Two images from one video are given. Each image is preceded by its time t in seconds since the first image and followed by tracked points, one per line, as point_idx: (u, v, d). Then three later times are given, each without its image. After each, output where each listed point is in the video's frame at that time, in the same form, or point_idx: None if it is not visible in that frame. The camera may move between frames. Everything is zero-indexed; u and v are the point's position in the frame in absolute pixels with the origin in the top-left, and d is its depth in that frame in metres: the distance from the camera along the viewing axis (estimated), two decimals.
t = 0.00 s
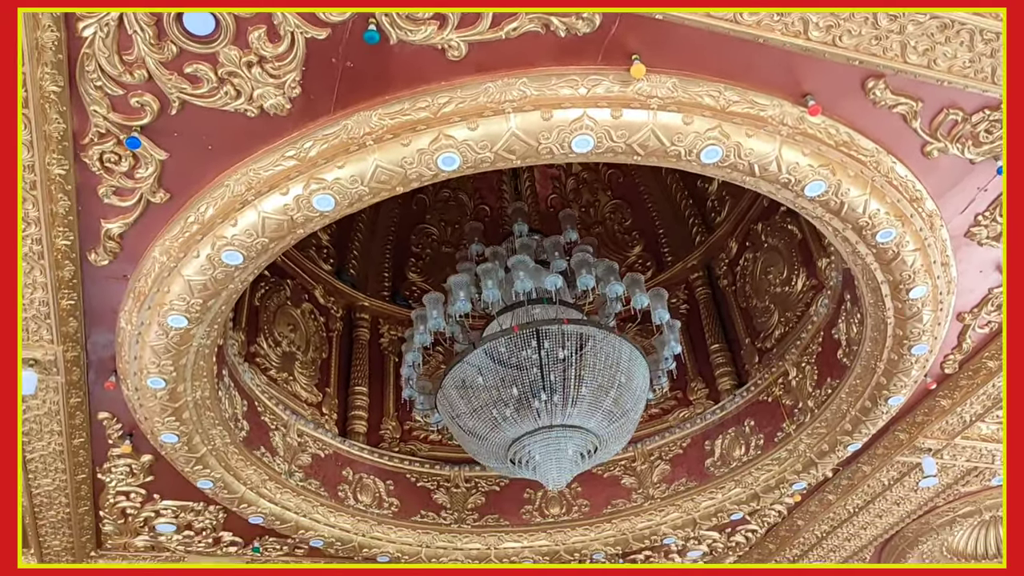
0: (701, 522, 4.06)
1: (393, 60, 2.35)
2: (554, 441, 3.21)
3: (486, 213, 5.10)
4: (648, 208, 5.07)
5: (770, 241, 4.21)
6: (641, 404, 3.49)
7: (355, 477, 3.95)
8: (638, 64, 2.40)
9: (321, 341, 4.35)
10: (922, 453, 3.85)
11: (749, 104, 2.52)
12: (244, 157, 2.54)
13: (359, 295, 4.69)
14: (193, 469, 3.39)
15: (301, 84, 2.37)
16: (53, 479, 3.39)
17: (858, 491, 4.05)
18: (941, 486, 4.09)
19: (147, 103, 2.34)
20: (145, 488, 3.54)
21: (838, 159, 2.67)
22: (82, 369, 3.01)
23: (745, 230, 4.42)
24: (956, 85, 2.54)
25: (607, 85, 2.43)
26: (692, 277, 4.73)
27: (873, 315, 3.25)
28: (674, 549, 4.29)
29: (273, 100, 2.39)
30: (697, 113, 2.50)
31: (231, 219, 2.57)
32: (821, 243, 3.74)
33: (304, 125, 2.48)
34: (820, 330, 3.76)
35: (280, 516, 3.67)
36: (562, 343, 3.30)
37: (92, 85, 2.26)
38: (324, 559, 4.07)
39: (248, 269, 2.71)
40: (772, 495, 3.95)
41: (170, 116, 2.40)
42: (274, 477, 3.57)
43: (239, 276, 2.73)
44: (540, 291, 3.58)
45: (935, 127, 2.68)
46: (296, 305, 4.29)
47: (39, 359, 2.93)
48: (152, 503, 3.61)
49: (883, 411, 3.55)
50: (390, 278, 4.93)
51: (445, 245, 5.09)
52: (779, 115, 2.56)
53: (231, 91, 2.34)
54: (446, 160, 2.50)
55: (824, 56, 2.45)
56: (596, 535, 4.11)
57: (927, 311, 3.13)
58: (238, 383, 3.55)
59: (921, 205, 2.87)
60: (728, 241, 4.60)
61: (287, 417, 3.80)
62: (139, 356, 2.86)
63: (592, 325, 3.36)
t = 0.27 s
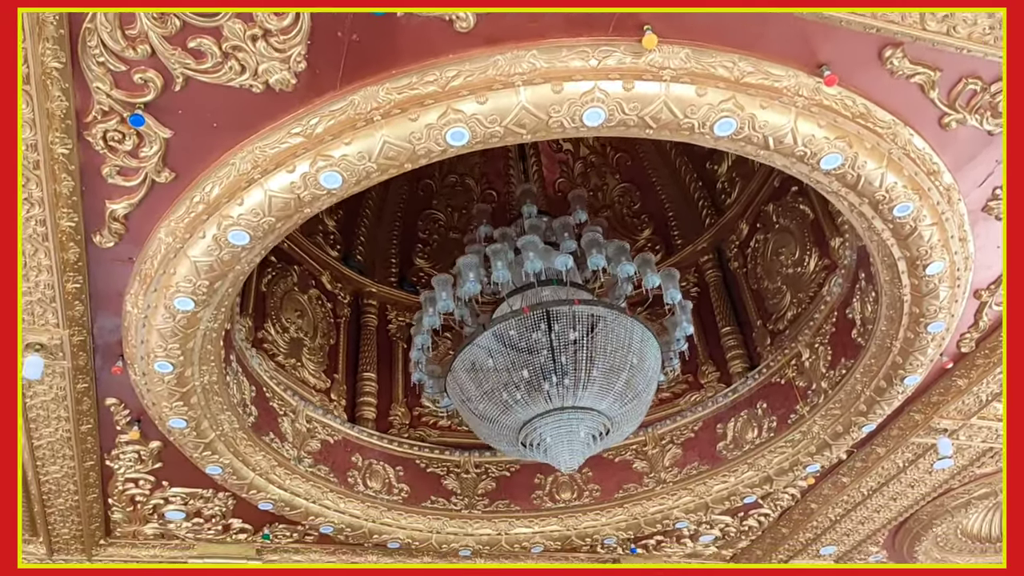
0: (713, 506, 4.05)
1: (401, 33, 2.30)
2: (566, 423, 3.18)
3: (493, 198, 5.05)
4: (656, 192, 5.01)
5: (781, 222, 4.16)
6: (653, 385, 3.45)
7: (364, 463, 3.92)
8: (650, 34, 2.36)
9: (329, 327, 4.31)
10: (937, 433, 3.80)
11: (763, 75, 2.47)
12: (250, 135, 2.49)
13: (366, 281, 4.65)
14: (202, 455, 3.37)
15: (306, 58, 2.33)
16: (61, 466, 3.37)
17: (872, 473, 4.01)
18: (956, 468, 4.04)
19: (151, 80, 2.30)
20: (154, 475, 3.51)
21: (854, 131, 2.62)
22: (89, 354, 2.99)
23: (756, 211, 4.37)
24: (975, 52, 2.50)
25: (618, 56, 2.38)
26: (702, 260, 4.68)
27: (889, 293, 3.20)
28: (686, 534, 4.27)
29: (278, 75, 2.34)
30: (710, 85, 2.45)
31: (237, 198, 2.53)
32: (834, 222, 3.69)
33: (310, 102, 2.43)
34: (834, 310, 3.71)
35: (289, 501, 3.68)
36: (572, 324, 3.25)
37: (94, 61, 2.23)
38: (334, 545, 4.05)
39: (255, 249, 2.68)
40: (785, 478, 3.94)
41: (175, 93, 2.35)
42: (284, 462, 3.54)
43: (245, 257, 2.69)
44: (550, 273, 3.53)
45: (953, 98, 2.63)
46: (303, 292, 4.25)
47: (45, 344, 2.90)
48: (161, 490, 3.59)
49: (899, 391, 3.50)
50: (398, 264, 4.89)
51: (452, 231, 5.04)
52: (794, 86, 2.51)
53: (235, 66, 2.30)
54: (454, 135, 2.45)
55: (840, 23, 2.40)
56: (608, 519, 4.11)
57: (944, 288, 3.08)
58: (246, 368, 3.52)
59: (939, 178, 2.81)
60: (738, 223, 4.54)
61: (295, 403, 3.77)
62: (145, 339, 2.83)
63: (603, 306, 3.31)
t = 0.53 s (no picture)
0: (735, 476, 4.02)
1: None
2: (585, 391, 3.13)
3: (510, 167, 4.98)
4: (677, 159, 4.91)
5: (804, 187, 4.06)
6: (673, 352, 3.39)
7: (383, 434, 3.90)
8: None
9: (346, 298, 4.28)
10: (965, 401, 3.72)
11: (790, 27, 2.38)
12: (262, 96, 2.44)
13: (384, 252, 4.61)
14: (221, 425, 3.36)
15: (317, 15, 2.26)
16: (81, 436, 3.37)
17: (897, 443, 3.94)
18: (984, 437, 3.96)
19: (160, 39, 2.25)
20: (173, 445, 3.52)
21: (884, 86, 2.53)
22: (105, 323, 2.97)
23: (779, 177, 4.26)
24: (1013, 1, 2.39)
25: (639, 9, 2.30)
26: (723, 228, 4.60)
27: (917, 257, 3.11)
28: (707, 505, 4.26)
29: (289, 33, 2.28)
30: (735, 38, 2.36)
31: (250, 161, 2.48)
32: (860, 186, 3.59)
33: (323, 61, 2.37)
34: (860, 276, 3.62)
35: (309, 471, 3.68)
36: (593, 292, 3.18)
37: (102, 19, 2.17)
38: (354, 516, 4.10)
39: (269, 214, 2.64)
40: (808, 447, 3.89)
41: (185, 53, 2.30)
42: (302, 432, 3.54)
43: (260, 222, 2.66)
44: (569, 239, 3.47)
45: (988, 50, 2.53)
46: (319, 262, 4.22)
47: (61, 312, 2.88)
48: (181, 461, 3.60)
49: (926, 357, 3.43)
50: (414, 236, 4.84)
51: (469, 201, 4.98)
52: (822, 39, 2.42)
53: (245, 24, 2.24)
54: (470, 93, 2.39)
55: None
56: (628, 489, 4.09)
57: (975, 250, 2.99)
58: (264, 338, 3.49)
59: (973, 135, 2.71)
60: (760, 190, 4.44)
61: (313, 373, 3.74)
62: (162, 307, 2.81)
63: (623, 273, 3.24)
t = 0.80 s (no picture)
0: (748, 445, 3.97)
1: None
2: (598, 355, 3.10)
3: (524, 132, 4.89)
4: (694, 125, 4.81)
5: (824, 153, 3.96)
6: (688, 318, 3.33)
7: (393, 399, 3.88)
8: None
9: (357, 263, 4.25)
10: (985, 371, 3.62)
11: None
12: (269, 47, 2.37)
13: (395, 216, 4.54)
14: (230, 386, 3.34)
15: None
16: (90, 396, 3.37)
17: (914, 414, 3.88)
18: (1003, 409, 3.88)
19: None
20: (183, 406, 3.51)
21: (913, 41, 2.43)
22: (113, 281, 2.95)
23: (799, 142, 4.15)
24: None
25: None
26: (740, 195, 4.51)
27: (940, 222, 3.02)
28: (718, 474, 4.23)
29: None
30: None
31: (257, 113, 2.42)
32: (882, 151, 3.50)
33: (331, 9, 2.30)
34: (880, 243, 3.53)
35: (318, 434, 3.67)
36: (606, 256, 3.12)
37: None
38: (363, 479, 4.11)
39: (277, 169, 2.59)
40: (823, 417, 3.84)
41: None
42: (312, 395, 3.52)
43: (268, 178, 2.61)
44: (583, 202, 3.40)
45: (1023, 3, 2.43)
46: (330, 226, 4.17)
47: (68, 269, 2.86)
48: (191, 422, 3.60)
49: (946, 326, 3.35)
50: (426, 201, 4.79)
51: (482, 166, 4.91)
52: None
53: None
54: (483, 44, 2.32)
55: None
56: (639, 457, 4.06)
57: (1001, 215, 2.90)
58: (273, 300, 3.46)
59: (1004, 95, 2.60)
60: (779, 156, 4.33)
61: (323, 336, 3.71)
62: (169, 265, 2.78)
63: (637, 236, 3.18)
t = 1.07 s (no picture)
0: (744, 412, 3.91)
1: None
2: (596, 318, 3.06)
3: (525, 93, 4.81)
4: (698, 89, 4.73)
5: (830, 118, 3.90)
6: (688, 282, 3.30)
7: (389, 358, 3.87)
8: None
9: (354, 222, 4.20)
10: (985, 340, 3.57)
11: None
12: None
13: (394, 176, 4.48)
14: (224, 342, 3.30)
15: None
16: (82, 350, 3.32)
17: (912, 383, 3.86)
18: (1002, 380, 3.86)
19: None
20: (177, 362, 3.48)
21: None
22: (105, 232, 2.90)
23: (804, 107, 4.08)
24: None
25: None
26: (742, 160, 4.45)
27: (947, 187, 2.97)
28: (714, 441, 4.23)
29: None
30: None
31: (253, 59, 2.34)
32: (889, 116, 3.45)
33: None
34: (884, 210, 3.48)
35: (313, 394, 3.62)
36: (607, 217, 3.08)
37: None
38: (358, 440, 4.12)
39: (272, 118, 2.52)
40: (821, 385, 3.76)
41: None
42: (307, 353, 3.48)
43: (263, 127, 2.54)
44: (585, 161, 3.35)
45: None
46: (327, 184, 4.11)
47: (59, 219, 2.80)
48: (185, 379, 3.57)
49: (950, 294, 3.27)
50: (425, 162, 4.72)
51: (482, 128, 4.83)
52: None
53: None
54: None
55: None
56: (635, 423, 4.04)
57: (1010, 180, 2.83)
58: (268, 256, 3.40)
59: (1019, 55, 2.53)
60: (784, 121, 4.26)
61: (319, 294, 3.68)
62: (162, 217, 2.73)
63: (638, 197, 3.13)
